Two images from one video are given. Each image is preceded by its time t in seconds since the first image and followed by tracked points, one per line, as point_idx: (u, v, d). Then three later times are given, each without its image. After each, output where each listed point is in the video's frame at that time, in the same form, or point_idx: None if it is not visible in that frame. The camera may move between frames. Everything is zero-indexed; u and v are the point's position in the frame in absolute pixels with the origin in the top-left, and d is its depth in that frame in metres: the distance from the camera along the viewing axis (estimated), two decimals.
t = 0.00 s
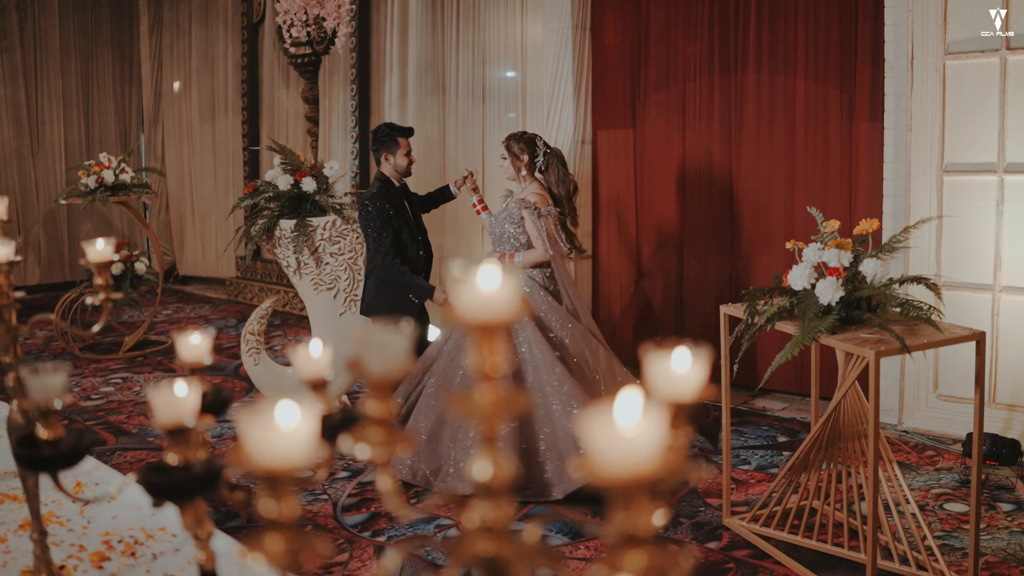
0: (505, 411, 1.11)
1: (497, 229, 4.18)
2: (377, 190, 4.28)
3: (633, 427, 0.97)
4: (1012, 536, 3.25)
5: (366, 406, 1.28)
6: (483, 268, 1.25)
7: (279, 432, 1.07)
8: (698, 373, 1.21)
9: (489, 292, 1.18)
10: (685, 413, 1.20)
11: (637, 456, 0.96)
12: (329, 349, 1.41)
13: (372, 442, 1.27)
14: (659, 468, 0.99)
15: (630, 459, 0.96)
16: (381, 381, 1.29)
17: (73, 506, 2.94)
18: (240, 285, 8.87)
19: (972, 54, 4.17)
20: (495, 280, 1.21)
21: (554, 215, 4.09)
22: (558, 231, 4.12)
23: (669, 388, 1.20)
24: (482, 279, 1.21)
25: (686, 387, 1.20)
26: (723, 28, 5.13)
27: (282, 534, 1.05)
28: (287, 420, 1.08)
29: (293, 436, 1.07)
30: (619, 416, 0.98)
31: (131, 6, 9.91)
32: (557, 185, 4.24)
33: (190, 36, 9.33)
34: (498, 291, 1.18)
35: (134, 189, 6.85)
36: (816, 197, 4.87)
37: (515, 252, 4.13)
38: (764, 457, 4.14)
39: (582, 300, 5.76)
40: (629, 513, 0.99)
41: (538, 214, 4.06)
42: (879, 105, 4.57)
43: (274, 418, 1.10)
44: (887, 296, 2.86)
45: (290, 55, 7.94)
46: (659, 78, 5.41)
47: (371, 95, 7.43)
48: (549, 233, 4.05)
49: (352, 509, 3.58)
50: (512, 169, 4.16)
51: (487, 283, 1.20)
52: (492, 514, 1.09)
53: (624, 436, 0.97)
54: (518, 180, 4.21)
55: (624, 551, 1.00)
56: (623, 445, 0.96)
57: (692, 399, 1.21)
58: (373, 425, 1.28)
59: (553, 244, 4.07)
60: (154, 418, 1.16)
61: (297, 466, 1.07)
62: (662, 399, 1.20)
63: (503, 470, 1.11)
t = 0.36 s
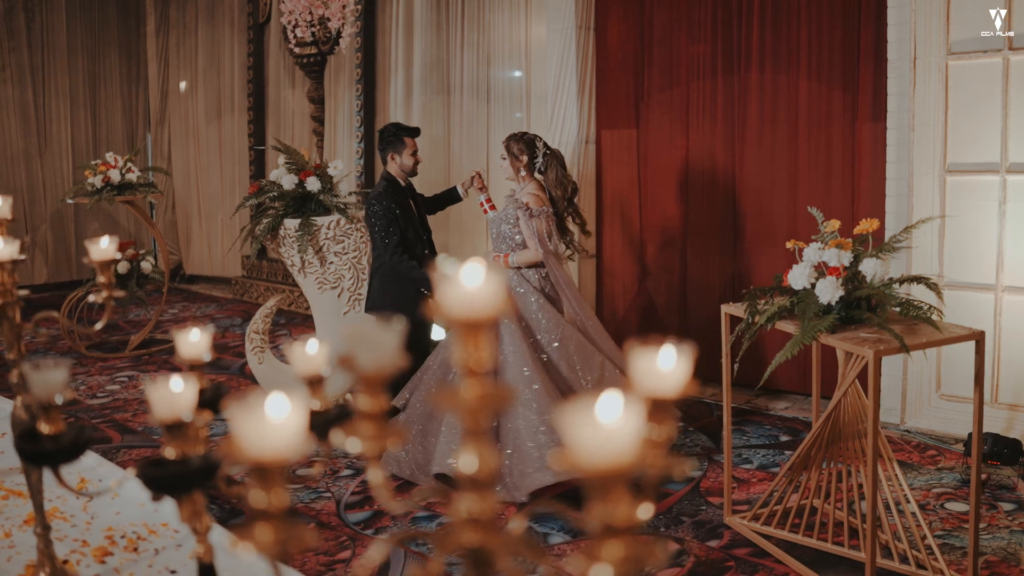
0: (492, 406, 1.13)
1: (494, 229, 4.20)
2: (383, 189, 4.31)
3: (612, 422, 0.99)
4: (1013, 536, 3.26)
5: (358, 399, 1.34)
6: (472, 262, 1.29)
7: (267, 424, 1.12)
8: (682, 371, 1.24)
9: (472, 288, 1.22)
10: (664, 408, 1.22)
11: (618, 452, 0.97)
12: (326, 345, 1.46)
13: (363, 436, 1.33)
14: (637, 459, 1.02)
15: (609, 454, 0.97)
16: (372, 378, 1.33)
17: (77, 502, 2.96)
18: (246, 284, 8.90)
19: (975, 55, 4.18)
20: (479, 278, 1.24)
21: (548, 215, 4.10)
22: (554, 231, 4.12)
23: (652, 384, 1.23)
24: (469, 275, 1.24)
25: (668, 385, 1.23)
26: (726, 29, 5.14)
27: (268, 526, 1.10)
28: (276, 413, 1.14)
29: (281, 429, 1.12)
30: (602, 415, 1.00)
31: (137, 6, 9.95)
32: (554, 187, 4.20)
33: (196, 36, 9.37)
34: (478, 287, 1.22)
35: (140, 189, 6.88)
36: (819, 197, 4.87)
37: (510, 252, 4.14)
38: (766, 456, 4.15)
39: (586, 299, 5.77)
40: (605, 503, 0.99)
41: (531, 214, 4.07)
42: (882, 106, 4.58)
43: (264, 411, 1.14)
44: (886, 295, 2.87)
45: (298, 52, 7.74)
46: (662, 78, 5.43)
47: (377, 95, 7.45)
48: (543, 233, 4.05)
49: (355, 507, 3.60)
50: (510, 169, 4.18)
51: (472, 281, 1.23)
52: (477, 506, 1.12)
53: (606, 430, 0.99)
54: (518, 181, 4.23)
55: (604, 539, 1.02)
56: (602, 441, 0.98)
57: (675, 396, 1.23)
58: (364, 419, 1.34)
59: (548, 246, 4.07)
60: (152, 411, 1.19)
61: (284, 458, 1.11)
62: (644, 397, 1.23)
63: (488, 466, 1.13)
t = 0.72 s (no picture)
0: (477, 398, 1.18)
1: (490, 229, 4.19)
2: (388, 189, 4.33)
3: (594, 411, 1.03)
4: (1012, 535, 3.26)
5: (348, 393, 1.36)
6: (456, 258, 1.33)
7: (258, 414, 1.15)
8: (666, 363, 1.27)
9: (457, 282, 1.26)
10: (649, 402, 1.25)
11: (601, 438, 1.01)
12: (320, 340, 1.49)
13: (354, 430, 1.35)
14: (615, 453, 1.04)
15: (593, 441, 1.00)
16: (362, 372, 1.35)
17: (79, 498, 2.98)
18: (250, 284, 8.92)
19: (975, 55, 4.18)
20: (462, 274, 1.27)
21: (543, 216, 4.09)
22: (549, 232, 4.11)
23: (636, 377, 1.26)
24: (454, 270, 1.28)
25: (652, 376, 1.25)
26: (729, 29, 5.15)
27: (259, 516, 1.14)
28: (265, 405, 1.16)
29: (271, 419, 1.15)
30: (581, 408, 1.03)
31: (143, 6, 9.98)
32: (551, 188, 4.20)
33: (201, 36, 9.40)
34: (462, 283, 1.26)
35: (145, 188, 6.91)
36: (821, 198, 4.88)
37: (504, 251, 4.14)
38: (767, 455, 4.17)
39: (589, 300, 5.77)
40: (585, 494, 1.02)
41: (525, 214, 4.07)
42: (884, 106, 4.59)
43: (255, 402, 1.18)
44: (885, 295, 2.88)
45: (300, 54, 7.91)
46: (664, 79, 5.44)
47: (380, 96, 7.48)
48: (537, 233, 4.04)
49: (357, 504, 3.62)
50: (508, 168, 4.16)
51: (455, 276, 1.27)
52: (463, 498, 1.12)
53: (587, 423, 1.01)
54: (515, 181, 4.21)
55: (582, 531, 1.04)
56: (583, 426, 1.01)
57: (658, 389, 1.26)
58: (355, 414, 1.36)
59: (542, 247, 4.06)
60: (150, 408, 1.27)
61: (274, 448, 1.15)
62: (627, 391, 1.26)
63: (472, 460, 1.14)
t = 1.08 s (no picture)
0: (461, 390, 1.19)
1: (486, 228, 4.20)
2: (394, 188, 4.35)
3: (576, 399, 1.05)
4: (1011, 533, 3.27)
5: (340, 390, 1.38)
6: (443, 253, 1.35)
7: (247, 406, 1.17)
8: (648, 358, 1.28)
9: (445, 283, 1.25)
10: (634, 396, 1.26)
11: (585, 422, 1.03)
12: (316, 337, 1.52)
13: (344, 423, 1.38)
14: (593, 441, 1.06)
15: (575, 428, 1.02)
16: (353, 367, 1.37)
17: (82, 494, 3.00)
18: (255, 283, 8.95)
19: (976, 54, 4.18)
20: (450, 274, 1.26)
21: (539, 217, 4.09)
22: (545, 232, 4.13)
23: (620, 373, 1.27)
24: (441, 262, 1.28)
25: (636, 370, 1.27)
26: (731, 29, 5.16)
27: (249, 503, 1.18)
28: (253, 398, 1.18)
29: (260, 411, 1.17)
30: (562, 399, 1.04)
31: (148, 7, 10.01)
32: (547, 189, 4.17)
33: (206, 37, 9.43)
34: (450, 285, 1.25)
35: (150, 188, 6.94)
36: (824, 198, 4.88)
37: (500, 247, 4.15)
38: (767, 453, 4.18)
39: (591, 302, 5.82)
40: (562, 485, 1.05)
41: (521, 215, 4.07)
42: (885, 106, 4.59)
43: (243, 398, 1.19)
44: (883, 293, 2.90)
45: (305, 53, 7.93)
46: (667, 78, 5.45)
47: (384, 96, 7.50)
48: (533, 235, 4.06)
49: (359, 502, 3.63)
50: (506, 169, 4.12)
51: (443, 276, 1.25)
52: (448, 489, 1.15)
53: (568, 413, 1.03)
54: (512, 182, 4.19)
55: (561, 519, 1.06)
56: (566, 415, 1.03)
57: (643, 382, 1.27)
58: (344, 408, 1.39)
59: (538, 246, 4.08)
60: (147, 402, 1.29)
61: (262, 439, 1.17)
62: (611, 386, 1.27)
63: (457, 450, 1.17)
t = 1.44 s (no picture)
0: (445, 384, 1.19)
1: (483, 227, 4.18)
2: (400, 187, 4.38)
3: (554, 392, 1.06)
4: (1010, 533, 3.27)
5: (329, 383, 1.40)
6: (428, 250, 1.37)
7: (235, 398, 1.19)
8: (633, 354, 1.29)
9: (428, 277, 1.27)
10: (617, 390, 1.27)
11: (563, 414, 1.05)
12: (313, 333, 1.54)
13: (335, 417, 1.39)
14: (572, 433, 1.08)
15: (553, 420, 1.04)
16: (343, 359, 1.39)
17: (84, 490, 3.02)
18: (260, 282, 8.98)
19: (977, 55, 4.19)
20: (434, 269, 1.28)
21: (536, 218, 4.05)
22: (542, 233, 4.09)
23: (605, 368, 1.28)
24: (422, 258, 1.31)
25: (620, 365, 1.28)
26: (734, 30, 5.17)
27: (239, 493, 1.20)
28: (241, 390, 1.20)
29: (248, 403, 1.19)
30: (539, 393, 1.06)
31: (154, 6, 10.04)
32: (544, 190, 4.13)
33: (212, 37, 9.46)
34: (435, 278, 1.27)
35: (155, 187, 6.97)
36: (826, 198, 4.88)
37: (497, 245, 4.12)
38: (768, 452, 4.18)
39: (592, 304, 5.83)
40: (540, 475, 1.07)
41: (518, 215, 4.03)
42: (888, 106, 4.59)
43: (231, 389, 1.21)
44: (882, 292, 2.91)
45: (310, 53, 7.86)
46: (670, 79, 5.46)
47: (389, 96, 7.52)
48: (529, 235, 4.01)
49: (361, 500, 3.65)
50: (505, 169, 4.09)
51: (427, 270, 1.27)
52: (433, 480, 1.17)
53: (545, 406, 1.05)
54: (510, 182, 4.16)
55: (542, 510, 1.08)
56: (542, 408, 1.04)
57: (626, 376, 1.28)
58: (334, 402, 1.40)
59: (535, 246, 4.04)
60: (143, 395, 1.31)
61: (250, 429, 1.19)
62: (596, 380, 1.28)
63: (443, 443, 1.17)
